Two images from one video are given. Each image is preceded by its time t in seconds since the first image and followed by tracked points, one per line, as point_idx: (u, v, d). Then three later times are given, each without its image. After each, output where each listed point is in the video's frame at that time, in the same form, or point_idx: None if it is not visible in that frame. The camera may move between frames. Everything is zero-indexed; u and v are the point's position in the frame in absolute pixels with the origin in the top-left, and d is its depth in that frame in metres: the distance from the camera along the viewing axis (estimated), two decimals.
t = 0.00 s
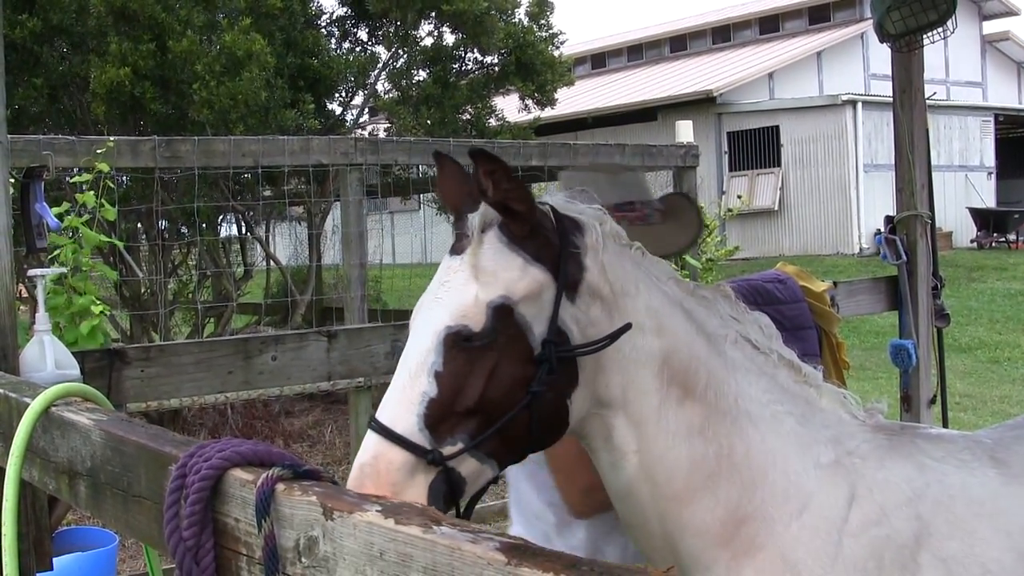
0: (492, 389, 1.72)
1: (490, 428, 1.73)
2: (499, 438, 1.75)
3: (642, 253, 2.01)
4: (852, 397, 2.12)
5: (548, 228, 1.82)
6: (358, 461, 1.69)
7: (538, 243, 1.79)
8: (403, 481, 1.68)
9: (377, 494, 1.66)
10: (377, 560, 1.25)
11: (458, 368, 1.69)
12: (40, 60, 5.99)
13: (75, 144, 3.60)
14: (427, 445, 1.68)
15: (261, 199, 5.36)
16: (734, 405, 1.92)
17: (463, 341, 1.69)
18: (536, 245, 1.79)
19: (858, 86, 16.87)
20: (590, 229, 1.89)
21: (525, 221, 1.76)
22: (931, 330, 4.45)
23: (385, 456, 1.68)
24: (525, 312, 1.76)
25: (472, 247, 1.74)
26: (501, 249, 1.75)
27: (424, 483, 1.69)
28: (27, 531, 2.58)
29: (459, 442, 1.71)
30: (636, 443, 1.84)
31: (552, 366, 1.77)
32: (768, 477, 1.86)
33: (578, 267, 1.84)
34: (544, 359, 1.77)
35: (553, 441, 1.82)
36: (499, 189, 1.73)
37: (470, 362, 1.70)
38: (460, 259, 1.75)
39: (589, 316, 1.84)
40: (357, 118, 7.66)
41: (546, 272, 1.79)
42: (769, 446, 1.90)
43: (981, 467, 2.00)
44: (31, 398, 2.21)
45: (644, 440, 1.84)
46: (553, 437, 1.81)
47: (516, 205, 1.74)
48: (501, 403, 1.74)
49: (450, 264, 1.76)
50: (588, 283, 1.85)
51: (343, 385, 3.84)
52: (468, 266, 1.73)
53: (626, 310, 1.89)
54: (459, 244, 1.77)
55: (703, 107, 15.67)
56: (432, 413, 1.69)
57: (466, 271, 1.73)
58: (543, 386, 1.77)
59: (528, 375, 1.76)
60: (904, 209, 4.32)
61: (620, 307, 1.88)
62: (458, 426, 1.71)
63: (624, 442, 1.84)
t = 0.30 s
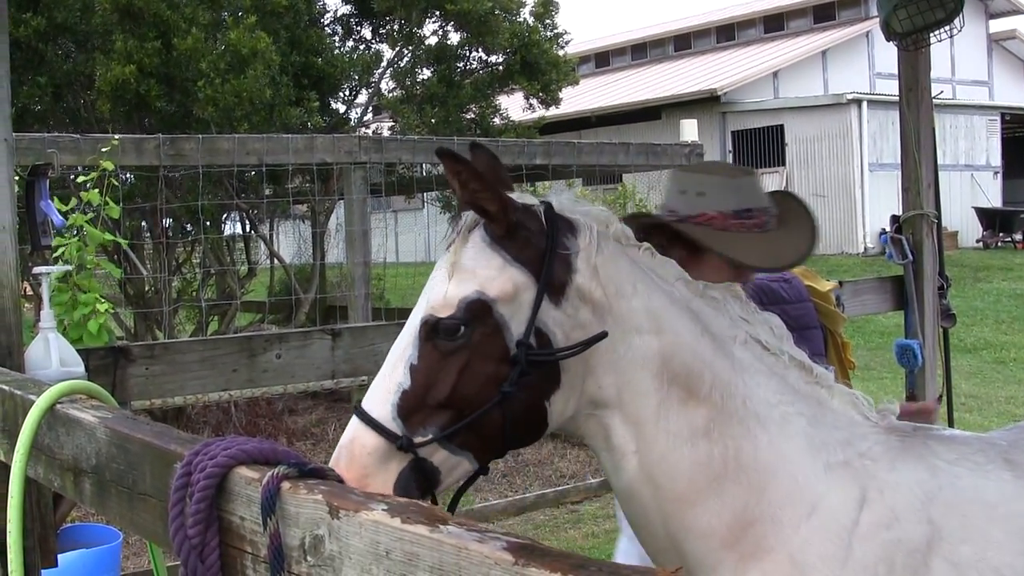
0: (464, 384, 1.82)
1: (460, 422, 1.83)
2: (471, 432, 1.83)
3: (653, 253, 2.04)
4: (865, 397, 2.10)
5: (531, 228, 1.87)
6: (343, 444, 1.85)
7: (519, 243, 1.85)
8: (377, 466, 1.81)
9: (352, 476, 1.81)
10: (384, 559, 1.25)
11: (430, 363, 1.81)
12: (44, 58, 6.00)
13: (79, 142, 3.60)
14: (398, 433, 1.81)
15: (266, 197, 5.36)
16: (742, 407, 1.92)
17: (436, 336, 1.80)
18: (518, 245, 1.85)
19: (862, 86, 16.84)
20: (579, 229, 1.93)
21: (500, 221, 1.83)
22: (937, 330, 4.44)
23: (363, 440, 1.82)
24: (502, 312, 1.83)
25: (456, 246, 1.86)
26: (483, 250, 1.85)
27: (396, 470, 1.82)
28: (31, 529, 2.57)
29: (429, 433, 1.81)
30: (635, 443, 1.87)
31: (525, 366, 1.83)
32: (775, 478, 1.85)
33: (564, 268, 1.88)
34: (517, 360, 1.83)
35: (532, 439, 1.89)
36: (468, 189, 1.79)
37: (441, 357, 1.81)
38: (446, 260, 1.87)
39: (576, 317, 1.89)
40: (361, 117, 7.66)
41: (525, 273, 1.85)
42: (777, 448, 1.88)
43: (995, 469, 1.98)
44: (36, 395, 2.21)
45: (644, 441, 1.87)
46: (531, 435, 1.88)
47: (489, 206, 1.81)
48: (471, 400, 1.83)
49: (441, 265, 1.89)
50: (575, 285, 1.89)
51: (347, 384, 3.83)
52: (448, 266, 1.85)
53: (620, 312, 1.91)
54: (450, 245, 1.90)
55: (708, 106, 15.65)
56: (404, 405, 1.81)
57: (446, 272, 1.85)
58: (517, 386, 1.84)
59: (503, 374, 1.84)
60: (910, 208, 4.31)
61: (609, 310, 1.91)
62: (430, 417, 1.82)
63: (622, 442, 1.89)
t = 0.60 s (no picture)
0: (476, 388, 1.83)
1: (473, 426, 1.84)
2: (484, 435, 1.85)
3: (670, 258, 2.03)
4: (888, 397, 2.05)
5: (544, 234, 1.87)
6: (359, 445, 1.88)
7: (532, 248, 1.85)
8: (391, 467, 1.84)
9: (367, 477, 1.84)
10: (405, 556, 1.23)
11: (443, 367, 1.82)
12: (68, 51, 6.03)
13: (103, 135, 3.60)
14: (412, 435, 1.83)
15: (287, 192, 5.37)
16: (761, 410, 1.88)
17: (448, 340, 1.81)
18: (531, 250, 1.85)
19: (886, 86, 16.71)
20: (592, 233, 1.92)
21: (517, 226, 1.83)
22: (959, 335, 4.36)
23: (378, 442, 1.84)
24: (514, 316, 1.83)
25: (469, 252, 1.86)
26: (496, 255, 1.85)
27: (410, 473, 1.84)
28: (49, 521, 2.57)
29: (443, 437, 1.83)
30: (649, 446, 1.88)
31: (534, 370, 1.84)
32: (796, 481, 1.81)
33: (576, 272, 1.88)
34: (530, 364, 1.84)
35: (545, 441, 1.90)
36: (490, 193, 1.79)
37: (454, 361, 1.82)
38: (461, 263, 1.88)
39: (588, 321, 1.88)
40: (383, 112, 7.66)
41: (536, 277, 1.85)
42: (797, 451, 1.85)
43: None
44: (57, 388, 2.21)
45: (659, 444, 1.86)
46: (542, 437, 1.89)
47: (508, 211, 1.81)
48: (484, 403, 1.84)
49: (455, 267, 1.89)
50: (587, 289, 1.88)
51: (367, 380, 3.81)
52: (463, 270, 1.85)
53: (633, 316, 1.90)
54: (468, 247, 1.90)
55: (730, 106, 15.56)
56: (418, 407, 1.83)
57: (461, 275, 1.85)
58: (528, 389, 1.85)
59: (514, 377, 1.85)
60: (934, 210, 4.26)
61: (622, 313, 1.89)
62: (443, 421, 1.83)
63: (638, 445, 1.89)
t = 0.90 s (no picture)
0: (483, 398, 1.81)
1: (481, 437, 1.82)
2: (493, 445, 1.82)
3: (674, 263, 2.01)
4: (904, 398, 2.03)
5: (548, 241, 1.86)
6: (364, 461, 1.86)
7: (535, 256, 1.84)
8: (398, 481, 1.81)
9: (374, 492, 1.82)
10: (416, 555, 1.22)
11: (450, 379, 1.80)
12: (81, 49, 6.05)
13: (115, 134, 3.61)
14: (419, 448, 1.80)
15: (299, 190, 5.37)
16: (771, 413, 1.86)
17: (454, 351, 1.79)
18: (535, 258, 1.84)
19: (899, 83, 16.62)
20: (596, 240, 1.90)
21: (519, 235, 1.81)
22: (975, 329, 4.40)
23: (384, 457, 1.82)
24: (519, 324, 1.81)
25: (472, 261, 1.85)
26: (499, 264, 1.84)
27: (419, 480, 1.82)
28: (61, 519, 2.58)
29: (451, 449, 1.80)
30: (658, 452, 1.86)
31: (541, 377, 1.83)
32: (809, 484, 1.79)
33: (580, 278, 1.86)
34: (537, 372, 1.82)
35: (554, 450, 1.88)
36: (490, 203, 1.78)
37: (460, 373, 1.80)
38: (463, 274, 1.86)
39: (595, 328, 1.86)
40: (395, 110, 7.65)
41: (540, 285, 1.83)
42: (810, 454, 1.82)
43: None
44: (68, 386, 2.21)
45: (669, 450, 1.84)
46: (552, 446, 1.87)
47: (510, 219, 1.80)
48: (492, 414, 1.82)
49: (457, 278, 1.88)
50: (593, 295, 1.86)
51: (379, 378, 3.80)
52: (465, 281, 1.84)
53: (640, 322, 1.88)
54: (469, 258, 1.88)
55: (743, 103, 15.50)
56: (425, 420, 1.81)
57: (464, 286, 1.83)
58: (536, 398, 1.83)
59: (521, 386, 1.83)
60: (947, 207, 4.26)
61: (630, 319, 1.87)
62: (450, 433, 1.81)
63: (648, 452, 1.86)
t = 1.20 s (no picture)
0: (486, 411, 1.79)
1: (484, 451, 1.79)
2: (496, 458, 1.80)
3: (679, 270, 1.99)
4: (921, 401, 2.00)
5: (552, 252, 1.84)
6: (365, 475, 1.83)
7: (539, 267, 1.82)
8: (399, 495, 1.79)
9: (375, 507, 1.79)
10: (426, 553, 1.20)
11: (453, 391, 1.78)
12: (92, 47, 6.07)
13: (125, 131, 3.62)
14: (421, 461, 1.78)
15: (309, 187, 5.38)
16: (781, 419, 1.84)
17: (456, 363, 1.78)
18: (538, 269, 1.82)
19: (910, 83, 16.56)
20: (599, 249, 1.89)
21: (522, 245, 1.79)
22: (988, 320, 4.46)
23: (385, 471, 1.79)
24: (523, 335, 1.80)
25: (474, 272, 1.83)
26: (501, 275, 1.82)
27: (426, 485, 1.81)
28: (70, 514, 2.57)
29: (454, 462, 1.78)
30: (666, 460, 1.86)
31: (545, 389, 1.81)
32: (821, 490, 1.77)
33: (584, 289, 1.85)
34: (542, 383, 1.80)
35: (558, 463, 1.86)
36: (492, 213, 1.75)
37: (463, 385, 1.78)
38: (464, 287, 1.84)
39: (600, 339, 1.85)
40: (406, 108, 7.66)
41: (544, 296, 1.82)
42: (822, 460, 1.80)
43: None
44: (78, 382, 2.21)
45: (677, 458, 1.84)
46: (556, 459, 1.85)
47: (512, 229, 1.78)
48: (495, 427, 1.79)
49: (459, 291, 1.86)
50: (597, 305, 1.85)
51: (390, 375, 3.80)
52: (467, 292, 1.82)
53: (645, 332, 1.86)
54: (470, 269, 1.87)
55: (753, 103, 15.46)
56: (427, 432, 1.78)
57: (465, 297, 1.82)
58: (539, 411, 1.81)
59: (525, 399, 1.81)
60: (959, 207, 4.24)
61: (634, 330, 1.86)
62: (453, 446, 1.78)
63: (657, 462, 1.86)
